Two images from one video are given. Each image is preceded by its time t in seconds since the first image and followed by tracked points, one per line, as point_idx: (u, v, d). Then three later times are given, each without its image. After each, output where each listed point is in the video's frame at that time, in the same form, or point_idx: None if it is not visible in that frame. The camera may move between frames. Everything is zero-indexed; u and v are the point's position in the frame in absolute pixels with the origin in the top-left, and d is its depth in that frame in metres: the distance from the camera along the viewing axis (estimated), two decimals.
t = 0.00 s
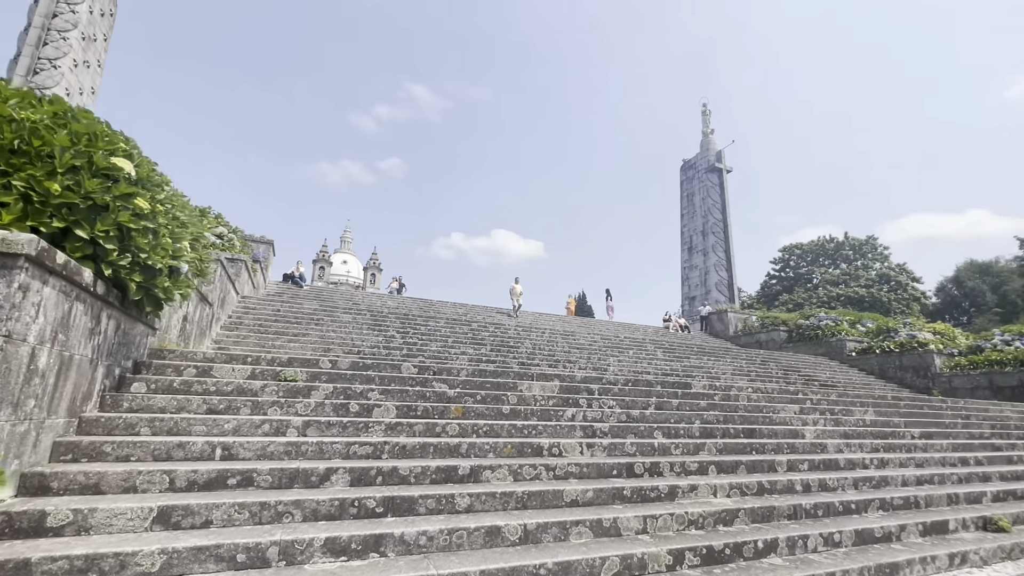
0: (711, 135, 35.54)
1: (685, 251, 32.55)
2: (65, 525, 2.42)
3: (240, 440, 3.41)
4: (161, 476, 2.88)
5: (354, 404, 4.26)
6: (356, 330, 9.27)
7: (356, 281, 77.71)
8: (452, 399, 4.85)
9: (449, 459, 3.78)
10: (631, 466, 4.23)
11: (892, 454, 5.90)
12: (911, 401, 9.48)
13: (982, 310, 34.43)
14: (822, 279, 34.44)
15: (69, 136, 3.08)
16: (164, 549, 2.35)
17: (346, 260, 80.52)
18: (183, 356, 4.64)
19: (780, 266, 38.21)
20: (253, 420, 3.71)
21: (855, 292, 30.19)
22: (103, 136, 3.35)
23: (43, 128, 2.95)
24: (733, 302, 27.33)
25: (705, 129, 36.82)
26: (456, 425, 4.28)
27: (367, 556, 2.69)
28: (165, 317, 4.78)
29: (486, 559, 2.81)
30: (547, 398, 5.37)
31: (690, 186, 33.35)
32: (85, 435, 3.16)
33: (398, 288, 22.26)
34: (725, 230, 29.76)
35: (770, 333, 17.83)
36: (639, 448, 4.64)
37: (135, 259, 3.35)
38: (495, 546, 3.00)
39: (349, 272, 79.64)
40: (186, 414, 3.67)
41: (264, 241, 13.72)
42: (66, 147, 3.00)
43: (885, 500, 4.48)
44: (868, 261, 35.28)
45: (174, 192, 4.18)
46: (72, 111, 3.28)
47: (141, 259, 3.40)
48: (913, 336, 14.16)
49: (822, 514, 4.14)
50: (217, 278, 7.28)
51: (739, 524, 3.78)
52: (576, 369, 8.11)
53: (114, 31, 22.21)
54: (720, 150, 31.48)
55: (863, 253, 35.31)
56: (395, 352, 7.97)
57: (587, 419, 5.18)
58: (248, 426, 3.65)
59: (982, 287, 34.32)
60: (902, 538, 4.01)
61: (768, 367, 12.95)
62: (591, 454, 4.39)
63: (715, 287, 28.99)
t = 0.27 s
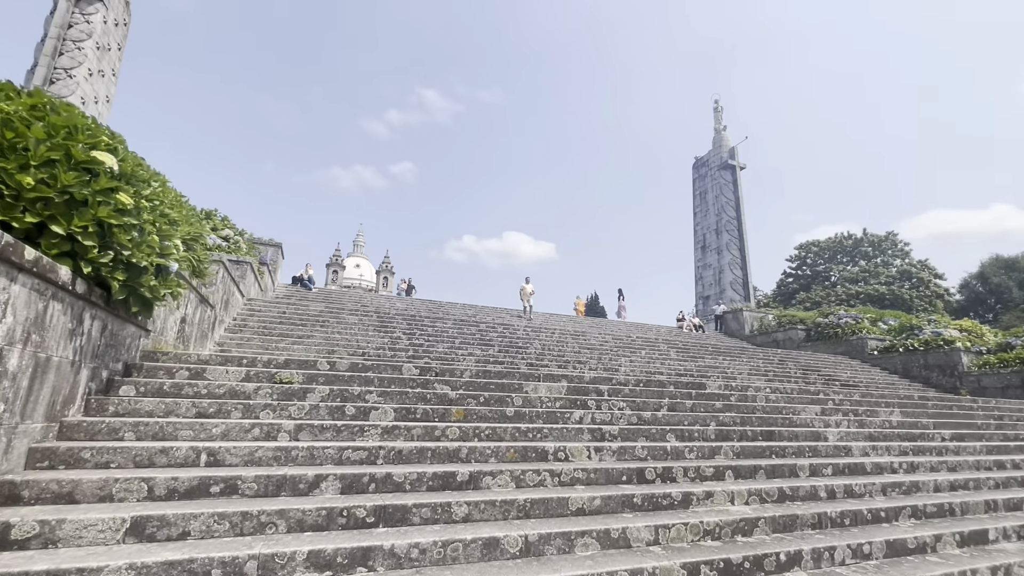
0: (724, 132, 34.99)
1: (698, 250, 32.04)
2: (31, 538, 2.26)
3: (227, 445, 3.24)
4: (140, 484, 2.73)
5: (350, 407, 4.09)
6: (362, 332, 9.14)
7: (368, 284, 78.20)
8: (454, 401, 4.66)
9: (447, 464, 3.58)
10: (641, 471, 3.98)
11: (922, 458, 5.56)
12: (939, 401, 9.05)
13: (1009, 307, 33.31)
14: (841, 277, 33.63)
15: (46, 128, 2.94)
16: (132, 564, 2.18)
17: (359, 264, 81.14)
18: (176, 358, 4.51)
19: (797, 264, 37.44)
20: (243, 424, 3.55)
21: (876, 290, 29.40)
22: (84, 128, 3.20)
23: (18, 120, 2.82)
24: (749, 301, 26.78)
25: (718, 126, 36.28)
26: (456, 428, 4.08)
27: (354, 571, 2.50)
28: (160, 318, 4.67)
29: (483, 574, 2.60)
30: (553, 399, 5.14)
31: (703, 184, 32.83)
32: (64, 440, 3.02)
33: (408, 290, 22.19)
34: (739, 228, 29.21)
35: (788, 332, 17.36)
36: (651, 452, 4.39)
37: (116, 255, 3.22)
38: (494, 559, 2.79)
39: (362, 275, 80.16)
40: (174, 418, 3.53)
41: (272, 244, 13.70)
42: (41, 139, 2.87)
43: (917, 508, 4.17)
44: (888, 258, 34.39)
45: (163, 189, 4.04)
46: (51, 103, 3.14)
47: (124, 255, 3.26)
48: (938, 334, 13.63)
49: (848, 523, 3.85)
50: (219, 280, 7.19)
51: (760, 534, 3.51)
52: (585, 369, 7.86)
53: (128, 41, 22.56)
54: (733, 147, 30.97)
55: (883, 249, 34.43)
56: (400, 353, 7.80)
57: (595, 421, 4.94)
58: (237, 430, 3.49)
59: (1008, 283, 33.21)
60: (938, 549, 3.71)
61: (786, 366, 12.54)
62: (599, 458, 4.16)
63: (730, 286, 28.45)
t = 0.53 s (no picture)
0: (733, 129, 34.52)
1: (708, 249, 31.59)
2: None
3: (204, 450, 3.06)
4: (105, 493, 2.55)
5: (340, 409, 3.89)
6: (364, 334, 8.99)
7: (377, 288, 78.50)
8: (450, 403, 4.45)
9: (439, 469, 3.37)
10: (647, 476, 3.74)
11: (948, 460, 5.25)
12: (964, 401, 8.66)
13: None
14: (855, 275, 32.93)
15: (12, 115, 2.80)
16: None
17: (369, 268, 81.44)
18: (162, 359, 4.35)
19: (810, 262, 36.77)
20: (224, 427, 3.37)
21: (892, 288, 28.73)
22: (56, 118, 3.07)
23: None
24: (761, 300, 26.30)
25: (727, 124, 35.85)
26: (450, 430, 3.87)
27: None
28: (147, 319, 4.53)
29: None
30: (554, 400, 4.91)
31: (713, 183, 32.39)
32: (31, 445, 2.85)
33: (415, 292, 22.08)
34: (750, 226, 28.72)
35: (802, 331, 16.94)
36: (658, 456, 4.14)
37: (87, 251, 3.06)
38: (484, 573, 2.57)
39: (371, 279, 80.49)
40: (152, 422, 3.36)
41: (276, 247, 13.62)
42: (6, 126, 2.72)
43: (947, 515, 3.88)
44: (904, 255, 33.62)
45: (143, 184, 3.90)
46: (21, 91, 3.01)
47: (96, 251, 3.11)
48: (959, 331, 13.15)
49: (872, 532, 3.57)
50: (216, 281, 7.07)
51: (776, 545, 3.25)
52: (592, 370, 7.61)
53: (137, 49, 22.81)
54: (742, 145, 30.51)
55: (898, 247, 33.70)
56: (400, 355, 7.62)
57: (599, 423, 4.70)
58: (218, 433, 3.31)
59: None
60: (972, 561, 3.41)
61: (800, 366, 12.17)
62: (602, 462, 3.92)
63: (742, 285, 27.97)
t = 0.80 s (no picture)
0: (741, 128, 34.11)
1: (717, 249, 31.18)
2: None
3: (177, 461, 2.87)
4: (63, 509, 2.36)
5: (327, 416, 3.70)
6: (364, 337, 8.82)
7: (385, 292, 78.67)
8: (445, 409, 4.24)
9: (429, 480, 3.15)
10: (653, 487, 3.49)
11: (976, 466, 4.94)
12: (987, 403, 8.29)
13: None
14: (868, 274, 32.32)
15: None
16: None
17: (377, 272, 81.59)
18: (146, 364, 4.19)
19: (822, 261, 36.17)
20: (201, 436, 3.18)
21: (906, 287, 28.13)
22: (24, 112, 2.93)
23: None
24: (772, 300, 25.85)
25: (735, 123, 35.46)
26: (444, 438, 3.65)
27: None
28: (132, 323, 4.37)
29: None
30: (556, 405, 4.68)
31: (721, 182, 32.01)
32: None
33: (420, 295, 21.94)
34: (759, 226, 28.28)
35: (815, 331, 16.54)
36: (665, 464, 3.89)
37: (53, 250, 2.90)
38: None
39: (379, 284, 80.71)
40: (126, 431, 3.18)
41: (279, 251, 13.54)
42: None
43: (978, 527, 3.59)
44: (918, 253, 32.93)
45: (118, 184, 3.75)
46: None
47: (63, 250, 2.94)
48: (979, 330, 12.69)
49: (898, 546, 3.30)
50: (211, 285, 6.93)
51: (793, 561, 3.00)
52: (597, 372, 7.37)
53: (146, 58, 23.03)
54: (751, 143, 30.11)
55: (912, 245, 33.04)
56: (400, 358, 7.44)
57: (603, 429, 4.46)
58: (194, 443, 3.12)
59: None
60: None
61: (814, 367, 11.82)
62: (605, 471, 3.68)
63: (752, 285, 27.53)
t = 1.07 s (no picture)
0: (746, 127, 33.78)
1: (724, 250, 30.82)
2: None
3: (142, 467, 2.66)
4: (8, 522, 2.15)
5: (310, 419, 3.49)
6: (362, 339, 8.63)
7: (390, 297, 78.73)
8: (437, 411, 4.01)
9: (415, 488, 2.93)
10: (658, 494, 3.25)
11: (1003, 469, 4.64)
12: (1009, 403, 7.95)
13: None
14: (878, 274, 31.81)
15: None
16: None
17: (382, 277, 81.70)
18: (124, 366, 4.00)
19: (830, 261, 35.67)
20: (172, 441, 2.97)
21: (917, 286, 27.61)
22: None
23: None
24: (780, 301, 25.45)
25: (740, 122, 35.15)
26: (433, 442, 3.43)
27: None
28: (112, 323, 4.20)
29: None
30: (555, 406, 4.44)
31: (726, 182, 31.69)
32: None
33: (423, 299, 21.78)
34: (767, 225, 27.90)
35: (825, 331, 16.18)
36: (671, 469, 3.64)
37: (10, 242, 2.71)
38: None
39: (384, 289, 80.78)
40: (93, 436, 2.98)
41: (279, 254, 13.42)
42: None
43: (1012, 535, 3.31)
44: (929, 252, 32.38)
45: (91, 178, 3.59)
46: None
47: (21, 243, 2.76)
48: (996, 327, 12.30)
49: (925, 557, 3.03)
50: (203, 287, 6.77)
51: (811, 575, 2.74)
52: (600, 373, 7.12)
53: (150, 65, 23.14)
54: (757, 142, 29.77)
55: (923, 243, 32.50)
56: (397, 360, 7.23)
57: (605, 432, 4.22)
58: (164, 448, 2.92)
59: None
60: None
61: (825, 367, 11.49)
62: (606, 476, 3.44)
63: (759, 286, 27.14)
